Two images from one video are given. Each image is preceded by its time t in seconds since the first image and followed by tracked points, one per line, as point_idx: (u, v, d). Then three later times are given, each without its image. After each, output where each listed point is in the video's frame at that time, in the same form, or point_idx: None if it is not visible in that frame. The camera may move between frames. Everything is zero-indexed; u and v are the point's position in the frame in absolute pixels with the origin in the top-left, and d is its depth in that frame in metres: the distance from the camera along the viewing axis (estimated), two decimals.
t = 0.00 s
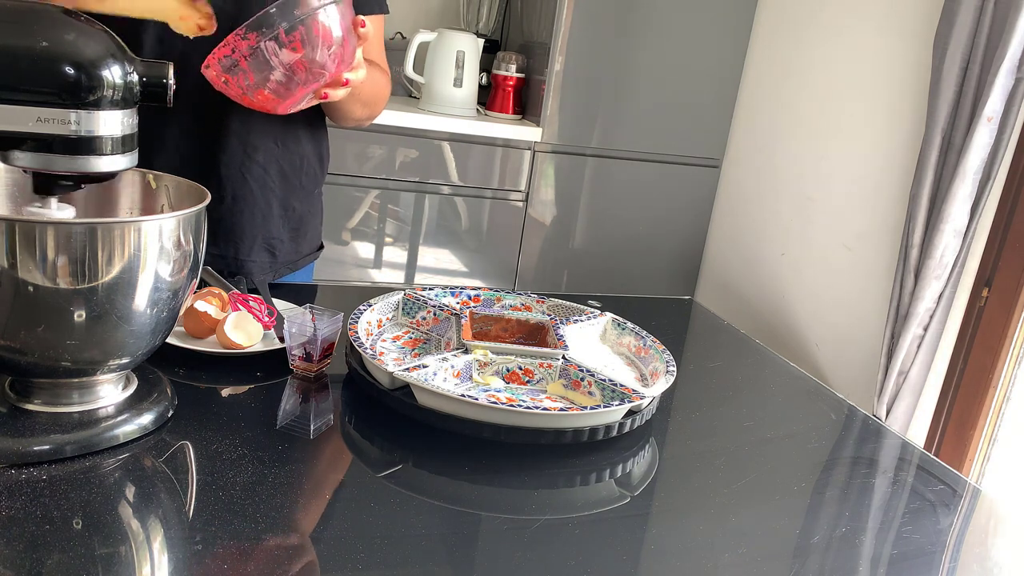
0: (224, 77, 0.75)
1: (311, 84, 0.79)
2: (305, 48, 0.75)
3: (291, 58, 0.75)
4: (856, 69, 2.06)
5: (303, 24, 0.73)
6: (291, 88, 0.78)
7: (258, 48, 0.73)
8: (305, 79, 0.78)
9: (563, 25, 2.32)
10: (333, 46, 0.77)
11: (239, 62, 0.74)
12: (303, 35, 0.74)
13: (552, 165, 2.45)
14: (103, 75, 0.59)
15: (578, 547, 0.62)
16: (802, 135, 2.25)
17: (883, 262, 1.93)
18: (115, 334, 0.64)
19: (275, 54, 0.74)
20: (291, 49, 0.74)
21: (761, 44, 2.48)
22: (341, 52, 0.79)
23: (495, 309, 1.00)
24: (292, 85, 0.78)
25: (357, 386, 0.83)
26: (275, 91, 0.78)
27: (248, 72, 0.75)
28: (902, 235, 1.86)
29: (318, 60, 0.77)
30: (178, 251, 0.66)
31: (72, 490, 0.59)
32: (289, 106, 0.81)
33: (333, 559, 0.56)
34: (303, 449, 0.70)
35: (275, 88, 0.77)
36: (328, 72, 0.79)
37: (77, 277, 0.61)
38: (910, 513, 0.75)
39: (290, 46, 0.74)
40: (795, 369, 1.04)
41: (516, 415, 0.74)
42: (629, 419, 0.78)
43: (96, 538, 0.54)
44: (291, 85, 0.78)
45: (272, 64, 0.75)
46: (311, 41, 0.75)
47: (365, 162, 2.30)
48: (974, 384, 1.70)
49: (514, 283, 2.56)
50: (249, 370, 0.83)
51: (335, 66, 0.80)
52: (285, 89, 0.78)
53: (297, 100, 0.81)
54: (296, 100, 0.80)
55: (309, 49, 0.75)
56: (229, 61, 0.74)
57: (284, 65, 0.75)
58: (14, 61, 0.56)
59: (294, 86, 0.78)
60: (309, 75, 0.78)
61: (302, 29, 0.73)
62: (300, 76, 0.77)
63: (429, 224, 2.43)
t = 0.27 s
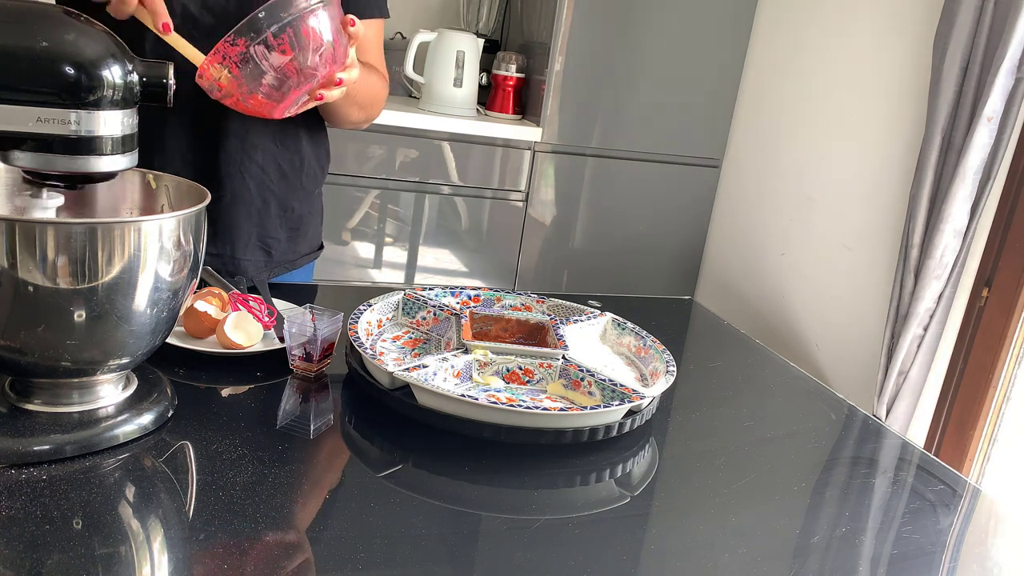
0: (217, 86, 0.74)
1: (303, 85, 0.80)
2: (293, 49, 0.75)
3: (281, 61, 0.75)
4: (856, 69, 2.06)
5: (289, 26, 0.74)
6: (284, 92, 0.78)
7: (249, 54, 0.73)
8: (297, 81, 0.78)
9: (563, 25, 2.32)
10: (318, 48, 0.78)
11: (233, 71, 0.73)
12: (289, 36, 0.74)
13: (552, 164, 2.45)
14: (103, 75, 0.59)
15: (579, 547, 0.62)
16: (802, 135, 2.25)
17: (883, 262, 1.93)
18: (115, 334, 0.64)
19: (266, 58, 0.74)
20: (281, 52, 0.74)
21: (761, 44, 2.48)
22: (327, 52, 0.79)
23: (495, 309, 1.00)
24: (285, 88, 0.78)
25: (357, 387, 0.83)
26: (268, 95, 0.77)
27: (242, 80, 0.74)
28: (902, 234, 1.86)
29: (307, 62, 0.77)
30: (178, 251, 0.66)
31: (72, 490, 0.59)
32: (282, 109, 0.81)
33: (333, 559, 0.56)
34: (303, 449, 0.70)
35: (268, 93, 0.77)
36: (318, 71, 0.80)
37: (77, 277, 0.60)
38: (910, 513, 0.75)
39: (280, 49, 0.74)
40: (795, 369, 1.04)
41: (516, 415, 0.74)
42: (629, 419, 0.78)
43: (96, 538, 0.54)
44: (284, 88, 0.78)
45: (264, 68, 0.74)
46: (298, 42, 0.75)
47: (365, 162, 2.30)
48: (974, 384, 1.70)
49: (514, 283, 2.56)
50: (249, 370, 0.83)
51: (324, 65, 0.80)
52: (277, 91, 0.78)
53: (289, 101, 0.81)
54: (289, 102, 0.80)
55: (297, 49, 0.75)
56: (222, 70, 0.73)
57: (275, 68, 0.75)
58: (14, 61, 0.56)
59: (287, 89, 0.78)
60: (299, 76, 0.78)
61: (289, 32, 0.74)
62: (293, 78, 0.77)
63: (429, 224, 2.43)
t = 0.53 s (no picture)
0: (212, 68, 0.76)
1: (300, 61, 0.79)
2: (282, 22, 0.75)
3: (272, 34, 0.75)
4: (855, 69, 2.06)
5: None
6: (280, 69, 0.77)
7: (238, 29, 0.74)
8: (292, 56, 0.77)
9: (563, 25, 2.32)
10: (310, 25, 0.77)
11: (223, 47, 0.74)
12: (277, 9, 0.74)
13: (552, 165, 2.45)
14: (103, 75, 0.59)
15: (579, 547, 0.62)
16: (802, 135, 2.25)
17: (883, 262, 1.93)
18: (115, 334, 0.64)
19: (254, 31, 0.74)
20: (270, 25, 0.74)
21: (761, 44, 2.48)
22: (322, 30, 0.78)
23: (495, 309, 1.00)
24: (280, 64, 0.77)
25: (357, 386, 0.83)
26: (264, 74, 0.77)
27: (233, 55, 0.75)
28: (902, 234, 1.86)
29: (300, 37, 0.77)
30: (178, 251, 0.66)
31: (72, 491, 0.59)
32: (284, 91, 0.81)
33: (333, 559, 0.56)
34: (303, 449, 0.70)
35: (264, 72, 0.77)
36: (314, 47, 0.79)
37: (77, 277, 0.61)
38: (910, 514, 0.75)
39: (269, 20, 0.74)
40: (795, 369, 1.04)
41: (516, 415, 0.74)
42: (629, 419, 0.78)
43: (96, 538, 0.54)
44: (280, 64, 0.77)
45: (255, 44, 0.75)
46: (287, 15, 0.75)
47: (365, 162, 2.30)
48: (974, 384, 1.70)
49: (514, 283, 2.56)
50: (249, 370, 0.83)
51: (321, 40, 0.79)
52: (274, 70, 0.77)
53: (288, 84, 0.80)
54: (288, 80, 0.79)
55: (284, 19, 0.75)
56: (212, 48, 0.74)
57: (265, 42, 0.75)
58: (15, 61, 0.56)
59: (284, 66, 0.77)
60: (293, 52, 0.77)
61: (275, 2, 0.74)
62: (286, 53, 0.77)
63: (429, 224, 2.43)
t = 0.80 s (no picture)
0: (193, 71, 0.75)
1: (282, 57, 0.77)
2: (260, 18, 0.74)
3: (248, 31, 0.73)
4: (855, 69, 2.06)
5: None
6: (261, 65, 0.76)
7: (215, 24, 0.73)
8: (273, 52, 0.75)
9: (563, 25, 2.32)
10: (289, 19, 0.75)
11: (200, 49, 0.74)
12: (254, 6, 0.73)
13: (552, 165, 2.45)
14: (103, 75, 0.59)
15: (579, 547, 0.62)
16: (802, 135, 2.25)
17: (884, 262, 1.93)
18: (115, 334, 0.64)
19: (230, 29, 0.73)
20: (246, 21, 0.73)
21: (761, 44, 2.48)
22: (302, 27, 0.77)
23: (495, 309, 1.00)
24: (261, 62, 0.75)
25: (357, 386, 0.83)
26: (246, 71, 0.75)
27: (212, 56, 0.74)
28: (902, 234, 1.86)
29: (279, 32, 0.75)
30: (178, 251, 0.66)
31: (72, 491, 0.59)
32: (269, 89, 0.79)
33: (333, 560, 0.56)
34: (303, 449, 0.70)
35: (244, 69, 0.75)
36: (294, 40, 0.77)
37: (77, 277, 0.60)
38: (910, 513, 0.75)
39: (245, 17, 0.73)
40: (795, 369, 1.04)
41: (516, 415, 0.74)
42: (629, 419, 0.78)
43: (96, 538, 0.54)
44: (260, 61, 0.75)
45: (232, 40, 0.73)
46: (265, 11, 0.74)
47: (365, 162, 2.30)
48: (974, 384, 1.70)
49: (514, 283, 2.56)
50: (249, 370, 0.83)
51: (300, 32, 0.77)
52: (255, 67, 0.75)
53: (272, 81, 0.78)
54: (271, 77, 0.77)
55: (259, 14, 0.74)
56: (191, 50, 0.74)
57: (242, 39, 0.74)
58: (15, 61, 0.56)
59: (265, 62, 0.76)
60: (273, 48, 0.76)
61: None
62: (266, 48, 0.75)
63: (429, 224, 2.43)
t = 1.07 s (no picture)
0: (186, 83, 0.76)
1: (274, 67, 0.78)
2: (252, 29, 0.75)
3: (242, 42, 0.75)
4: (856, 69, 2.06)
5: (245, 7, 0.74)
6: (253, 76, 0.77)
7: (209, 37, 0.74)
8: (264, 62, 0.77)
9: (563, 25, 2.32)
10: (280, 28, 0.77)
11: (194, 61, 0.74)
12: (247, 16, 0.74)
13: (552, 165, 2.45)
14: (103, 75, 0.59)
15: (580, 547, 0.62)
16: (802, 135, 2.25)
17: (884, 262, 1.93)
18: (115, 334, 0.64)
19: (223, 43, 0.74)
20: (239, 33, 0.74)
21: (761, 44, 2.48)
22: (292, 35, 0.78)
23: (495, 309, 1.00)
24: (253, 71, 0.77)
25: (357, 386, 0.83)
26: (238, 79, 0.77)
27: (205, 68, 0.75)
28: (902, 234, 1.86)
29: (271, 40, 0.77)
30: (178, 251, 0.66)
31: (72, 491, 0.59)
32: (262, 97, 0.81)
33: (333, 559, 0.56)
34: (303, 449, 0.70)
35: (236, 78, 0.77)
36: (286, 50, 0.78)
37: (77, 277, 0.60)
38: (910, 513, 0.75)
39: (237, 29, 0.74)
40: (795, 369, 1.04)
41: (516, 415, 0.74)
42: (629, 419, 0.78)
43: (96, 538, 0.54)
44: (252, 72, 0.77)
45: (225, 51, 0.74)
46: (257, 22, 0.75)
47: (365, 162, 2.30)
48: (974, 383, 1.70)
49: (514, 283, 2.57)
50: (249, 370, 0.83)
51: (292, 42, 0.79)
52: (246, 76, 0.77)
53: (265, 90, 0.80)
54: (264, 87, 0.79)
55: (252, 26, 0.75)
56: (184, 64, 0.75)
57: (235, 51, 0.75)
58: (16, 62, 0.56)
59: (256, 73, 0.77)
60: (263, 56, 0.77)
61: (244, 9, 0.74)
62: (259, 59, 0.76)
63: (429, 224, 2.43)
